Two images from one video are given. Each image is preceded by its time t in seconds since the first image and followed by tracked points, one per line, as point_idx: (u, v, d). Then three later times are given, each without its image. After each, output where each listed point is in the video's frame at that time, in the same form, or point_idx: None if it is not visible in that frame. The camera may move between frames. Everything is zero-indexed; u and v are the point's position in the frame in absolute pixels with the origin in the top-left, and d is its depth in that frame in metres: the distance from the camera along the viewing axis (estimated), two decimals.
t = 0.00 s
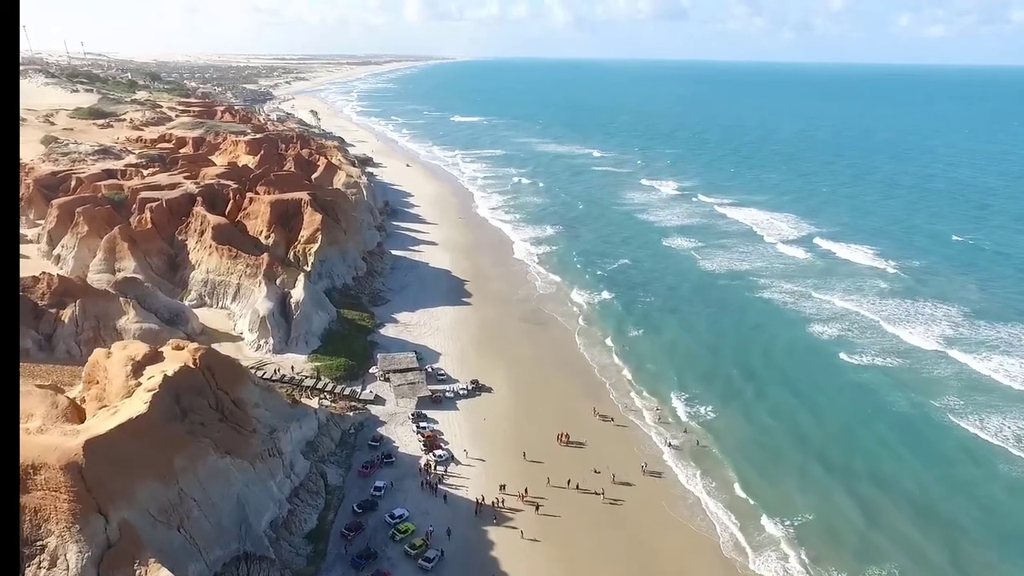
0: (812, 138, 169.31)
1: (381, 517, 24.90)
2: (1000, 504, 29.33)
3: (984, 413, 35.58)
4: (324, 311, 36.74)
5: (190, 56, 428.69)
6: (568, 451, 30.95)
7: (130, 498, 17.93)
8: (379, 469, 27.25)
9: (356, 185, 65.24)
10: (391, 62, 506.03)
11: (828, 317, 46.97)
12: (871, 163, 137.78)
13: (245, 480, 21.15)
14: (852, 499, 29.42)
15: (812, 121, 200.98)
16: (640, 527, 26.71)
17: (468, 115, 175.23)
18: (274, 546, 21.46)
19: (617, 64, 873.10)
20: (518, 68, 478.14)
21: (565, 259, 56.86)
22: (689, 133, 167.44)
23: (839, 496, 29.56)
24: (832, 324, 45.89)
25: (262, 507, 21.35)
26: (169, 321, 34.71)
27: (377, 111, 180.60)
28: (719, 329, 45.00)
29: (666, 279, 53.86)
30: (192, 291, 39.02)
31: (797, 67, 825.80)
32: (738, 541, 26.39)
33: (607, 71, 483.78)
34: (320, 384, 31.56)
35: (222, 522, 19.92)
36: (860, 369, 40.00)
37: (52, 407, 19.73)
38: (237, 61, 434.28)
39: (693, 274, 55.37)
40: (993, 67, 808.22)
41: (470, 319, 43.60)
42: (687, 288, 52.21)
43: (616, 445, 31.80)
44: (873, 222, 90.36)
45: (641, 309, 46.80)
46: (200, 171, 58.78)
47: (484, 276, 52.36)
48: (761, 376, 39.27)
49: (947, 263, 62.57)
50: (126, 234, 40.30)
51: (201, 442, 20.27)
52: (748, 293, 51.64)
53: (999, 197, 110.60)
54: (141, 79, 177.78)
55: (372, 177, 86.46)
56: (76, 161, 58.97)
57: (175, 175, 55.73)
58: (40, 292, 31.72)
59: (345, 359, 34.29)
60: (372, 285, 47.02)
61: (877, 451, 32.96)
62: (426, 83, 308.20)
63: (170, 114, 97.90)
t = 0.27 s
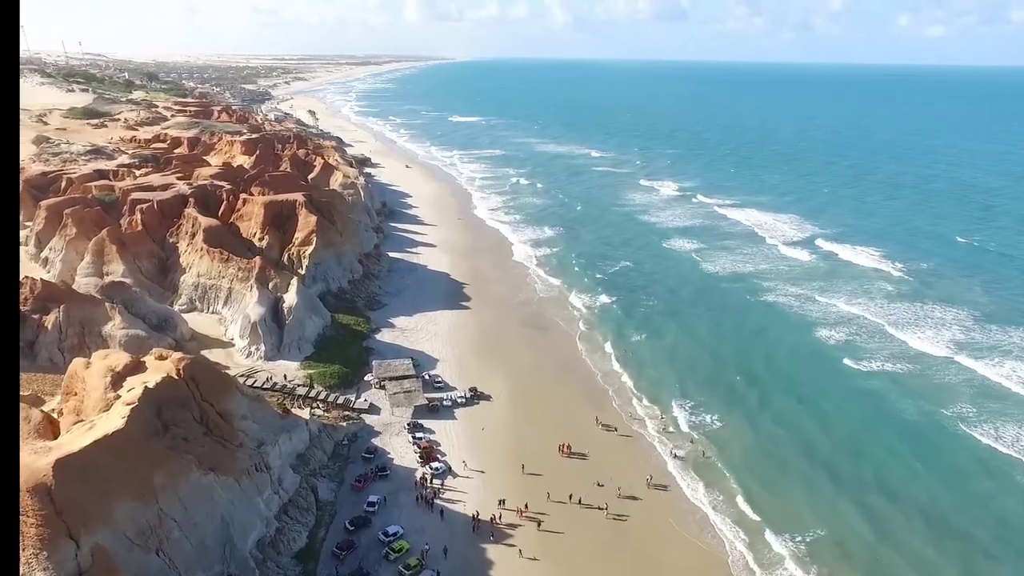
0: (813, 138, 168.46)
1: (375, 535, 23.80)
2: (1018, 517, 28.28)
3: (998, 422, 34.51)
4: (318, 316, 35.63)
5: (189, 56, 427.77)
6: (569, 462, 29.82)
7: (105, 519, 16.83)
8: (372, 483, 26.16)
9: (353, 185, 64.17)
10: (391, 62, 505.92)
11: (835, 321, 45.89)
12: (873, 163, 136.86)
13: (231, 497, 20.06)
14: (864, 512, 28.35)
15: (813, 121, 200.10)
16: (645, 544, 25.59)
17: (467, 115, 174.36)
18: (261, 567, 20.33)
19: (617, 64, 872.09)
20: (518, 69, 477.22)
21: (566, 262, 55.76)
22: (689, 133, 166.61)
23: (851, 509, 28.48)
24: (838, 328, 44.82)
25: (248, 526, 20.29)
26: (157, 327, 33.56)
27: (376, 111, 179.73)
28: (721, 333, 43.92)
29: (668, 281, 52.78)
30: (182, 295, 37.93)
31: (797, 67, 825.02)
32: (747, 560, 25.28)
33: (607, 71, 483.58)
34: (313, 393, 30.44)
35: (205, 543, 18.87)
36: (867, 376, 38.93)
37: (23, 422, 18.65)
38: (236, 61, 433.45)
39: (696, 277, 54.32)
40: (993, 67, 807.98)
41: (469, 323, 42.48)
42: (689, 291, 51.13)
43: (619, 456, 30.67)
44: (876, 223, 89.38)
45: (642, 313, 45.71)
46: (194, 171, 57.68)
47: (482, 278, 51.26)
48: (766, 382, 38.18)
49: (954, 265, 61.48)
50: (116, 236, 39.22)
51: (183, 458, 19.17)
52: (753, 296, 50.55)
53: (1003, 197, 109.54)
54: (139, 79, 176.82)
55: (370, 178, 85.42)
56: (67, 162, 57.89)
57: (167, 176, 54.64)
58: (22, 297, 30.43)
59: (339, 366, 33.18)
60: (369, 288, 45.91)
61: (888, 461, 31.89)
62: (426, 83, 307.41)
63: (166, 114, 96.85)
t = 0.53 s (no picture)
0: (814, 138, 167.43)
1: (367, 554, 22.70)
2: None
3: (1014, 432, 33.43)
4: (311, 321, 34.50)
5: (188, 56, 426.81)
6: (571, 474, 28.67)
7: (75, 545, 15.80)
8: (366, 498, 25.06)
9: (351, 186, 63.05)
10: (391, 62, 505.17)
11: (842, 325, 44.78)
12: (876, 164, 135.80)
13: (213, 518, 19.01)
14: (876, 528, 27.28)
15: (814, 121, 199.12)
16: (651, 563, 24.44)
17: (467, 115, 173.39)
18: None
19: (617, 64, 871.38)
20: (519, 69, 476.24)
21: (567, 264, 54.64)
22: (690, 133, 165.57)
23: (862, 525, 27.41)
24: (844, 333, 43.74)
25: (232, 548, 19.25)
26: (145, 332, 32.44)
27: (375, 111, 178.70)
28: (723, 338, 42.87)
29: (670, 285, 51.66)
30: (172, 300, 36.85)
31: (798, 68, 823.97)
32: None
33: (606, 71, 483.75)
34: (305, 402, 29.32)
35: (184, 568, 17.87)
36: (875, 383, 37.87)
37: None
38: (236, 61, 432.48)
39: (699, 279, 53.22)
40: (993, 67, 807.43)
41: (467, 329, 41.35)
42: (691, 294, 50.03)
43: (623, 467, 29.54)
44: (881, 224, 88.29)
45: (643, 317, 44.60)
46: (187, 172, 56.56)
47: (480, 282, 50.16)
48: (772, 390, 37.09)
49: (961, 268, 60.36)
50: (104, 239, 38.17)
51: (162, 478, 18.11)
52: (758, 300, 49.43)
53: (1007, 198, 108.39)
54: (136, 79, 175.63)
55: (368, 179, 84.32)
56: (58, 162, 56.75)
57: (160, 176, 53.51)
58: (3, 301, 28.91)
59: (333, 374, 32.07)
60: (365, 292, 44.78)
61: (899, 474, 30.80)
62: (425, 83, 306.43)
63: (162, 114, 95.80)
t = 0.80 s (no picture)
0: (816, 138, 166.53)
1: None
2: None
3: None
4: (304, 327, 33.40)
5: (187, 56, 426.08)
6: (574, 487, 27.47)
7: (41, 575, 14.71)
8: (358, 515, 23.95)
9: (348, 187, 61.95)
10: (390, 62, 504.69)
11: (850, 330, 43.66)
12: (878, 164, 134.87)
13: (194, 541, 17.94)
14: (889, 545, 26.11)
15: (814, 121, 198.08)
16: None
17: (466, 115, 172.47)
18: None
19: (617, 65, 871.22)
20: (519, 69, 475.57)
21: (567, 267, 53.53)
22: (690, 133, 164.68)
23: (875, 541, 26.24)
24: (851, 338, 42.62)
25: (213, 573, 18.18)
26: (131, 339, 31.37)
27: (374, 111, 177.77)
28: (726, 343, 41.77)
29: (672, 288, 50.54)
30: (161, 304, 35.78)
31: (798, 68, 823.53)
32: None
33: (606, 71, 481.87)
34: (297, 413, 28.20)
35: None
36: (883, 390, 36.76)
37: None
38: (235, 61, 431.88)
39: (703, 282, 52.17)
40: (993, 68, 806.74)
41: (466, 334, 40.19)
42: (694, 298, 48.93)
43: (627, 479, 28.40)
44: (884, 225, 87.33)
45: (645, 321, 43.47)
46: (181, 173, 55.47)
47: (478, 285, 49.03)
48: (781, 399, 35.92)
49: (969, 270, 59.20)
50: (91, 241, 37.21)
51: (138, 500, 17.03)
52: (764, 304, 48.28)
53: (1012, 199, 107.21)
54: (134, 79, 174.70)
55: (366, 179, 83.27)
56: (48, 162, 55.67)
57: (152, 177, 52.43)
58: None
59: (327, 382, 30.92)
60: (361, 296, 43.65)
61: (912, 486, 29.64)
62: (424, 83, 305.73)
63: (157, 113, 94.78)
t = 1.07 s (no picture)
0: (817, 138, 165.61)
1: None
2: None
3: None
4: (297, 333, 32.28)
5: (187, 57, 425.66)
6: (576, 502, 26.29)
7: None
8: (350, 533, 22.84)
9: (345, 188, 60.80)
10: (390, 62, 504.58)
11: (859, 335, 42.55)
12: (880, 165, 133.93)
13: (171, 569, 16.85)
14: (903, 563, 24.93)
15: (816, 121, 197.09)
16: None
17: (465, 115, 171.46)
18: None
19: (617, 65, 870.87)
20: (518, 70, 477.83)
21: (568, 270, 52.39)
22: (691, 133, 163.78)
23: (888, 559, 25.06)
24: (859, 344, 41.51)
25: None
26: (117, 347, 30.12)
27: (372, 111, 176.76)
28: (730, 349, 40.68)
29: (675, 292, 49.42)
30: (149, 310, 34.63)
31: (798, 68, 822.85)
32: None
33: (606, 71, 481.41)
34: (287, 424, 27.09)
35: None
36: (892, 398, 35.64)
37: None
38: (234, 61, 431.73)
39: (706, 286, 51.07)
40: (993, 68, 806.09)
41: (465, 339, 39.08)
42: (697, 301, 47.80)
43: (631, 493, 27.23)
44: (887, 226, 86.34)
45: (647, 326, 42.35)
46: (174, 173, 54.33)
47: (477, 288, 47.91)
48: (789, 407, 34.77)
49: (978, 273, 58.07)
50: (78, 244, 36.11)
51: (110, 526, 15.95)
52: (770, 307, 47.15)
53: (1017, 199, 106.10)
54: (132, 79, 173.97)
55: (364, 180, 82.20)
56: (38, 163, 54.56)
57: (143, 178, 51.32)
58: None
59: (319, 392, 29.80)
60: (357, 300, 42.53)
61: (925, 500, 28.45)
62: (424, 83, 305.25)
63: (152, 113, 93.70)
